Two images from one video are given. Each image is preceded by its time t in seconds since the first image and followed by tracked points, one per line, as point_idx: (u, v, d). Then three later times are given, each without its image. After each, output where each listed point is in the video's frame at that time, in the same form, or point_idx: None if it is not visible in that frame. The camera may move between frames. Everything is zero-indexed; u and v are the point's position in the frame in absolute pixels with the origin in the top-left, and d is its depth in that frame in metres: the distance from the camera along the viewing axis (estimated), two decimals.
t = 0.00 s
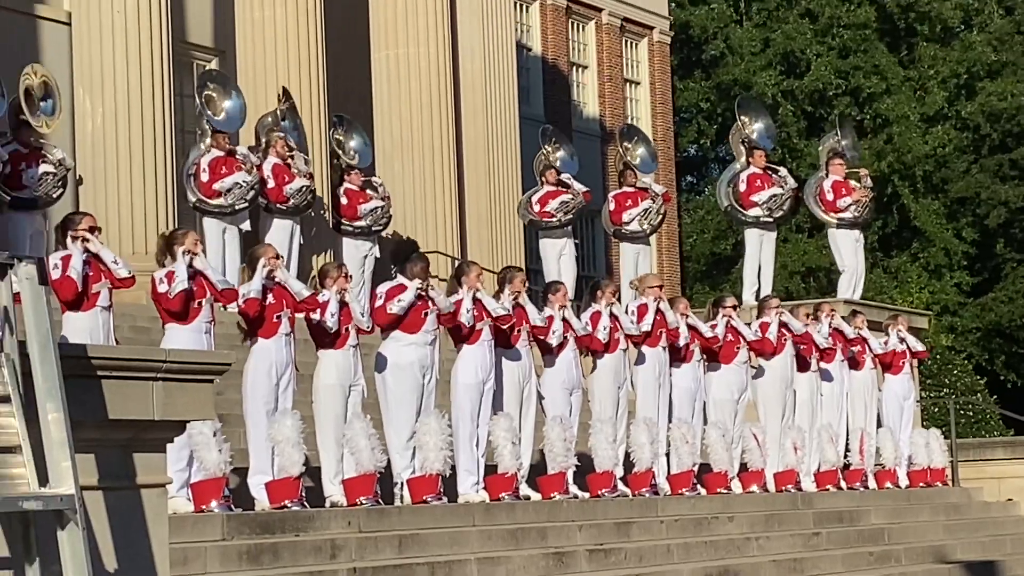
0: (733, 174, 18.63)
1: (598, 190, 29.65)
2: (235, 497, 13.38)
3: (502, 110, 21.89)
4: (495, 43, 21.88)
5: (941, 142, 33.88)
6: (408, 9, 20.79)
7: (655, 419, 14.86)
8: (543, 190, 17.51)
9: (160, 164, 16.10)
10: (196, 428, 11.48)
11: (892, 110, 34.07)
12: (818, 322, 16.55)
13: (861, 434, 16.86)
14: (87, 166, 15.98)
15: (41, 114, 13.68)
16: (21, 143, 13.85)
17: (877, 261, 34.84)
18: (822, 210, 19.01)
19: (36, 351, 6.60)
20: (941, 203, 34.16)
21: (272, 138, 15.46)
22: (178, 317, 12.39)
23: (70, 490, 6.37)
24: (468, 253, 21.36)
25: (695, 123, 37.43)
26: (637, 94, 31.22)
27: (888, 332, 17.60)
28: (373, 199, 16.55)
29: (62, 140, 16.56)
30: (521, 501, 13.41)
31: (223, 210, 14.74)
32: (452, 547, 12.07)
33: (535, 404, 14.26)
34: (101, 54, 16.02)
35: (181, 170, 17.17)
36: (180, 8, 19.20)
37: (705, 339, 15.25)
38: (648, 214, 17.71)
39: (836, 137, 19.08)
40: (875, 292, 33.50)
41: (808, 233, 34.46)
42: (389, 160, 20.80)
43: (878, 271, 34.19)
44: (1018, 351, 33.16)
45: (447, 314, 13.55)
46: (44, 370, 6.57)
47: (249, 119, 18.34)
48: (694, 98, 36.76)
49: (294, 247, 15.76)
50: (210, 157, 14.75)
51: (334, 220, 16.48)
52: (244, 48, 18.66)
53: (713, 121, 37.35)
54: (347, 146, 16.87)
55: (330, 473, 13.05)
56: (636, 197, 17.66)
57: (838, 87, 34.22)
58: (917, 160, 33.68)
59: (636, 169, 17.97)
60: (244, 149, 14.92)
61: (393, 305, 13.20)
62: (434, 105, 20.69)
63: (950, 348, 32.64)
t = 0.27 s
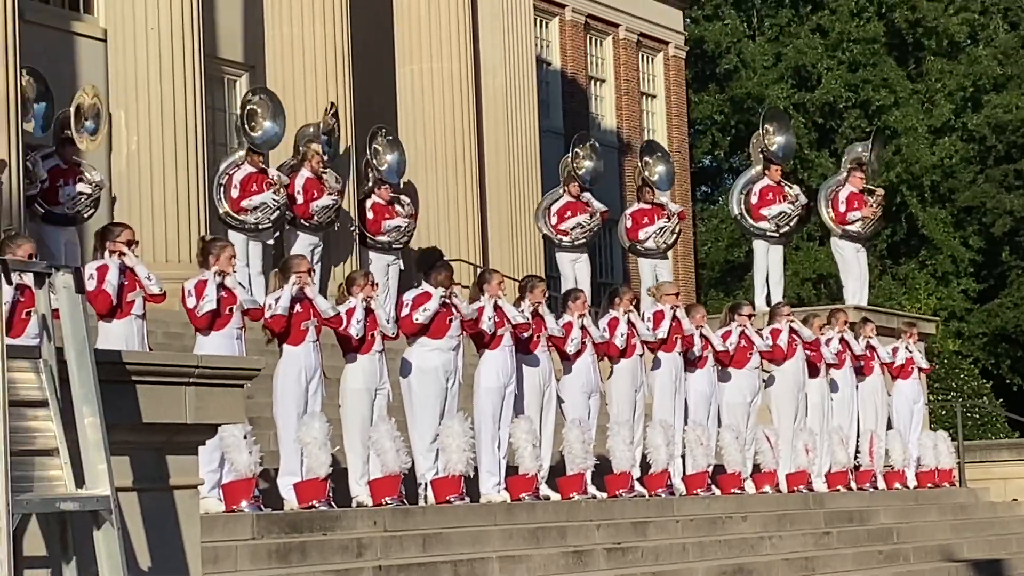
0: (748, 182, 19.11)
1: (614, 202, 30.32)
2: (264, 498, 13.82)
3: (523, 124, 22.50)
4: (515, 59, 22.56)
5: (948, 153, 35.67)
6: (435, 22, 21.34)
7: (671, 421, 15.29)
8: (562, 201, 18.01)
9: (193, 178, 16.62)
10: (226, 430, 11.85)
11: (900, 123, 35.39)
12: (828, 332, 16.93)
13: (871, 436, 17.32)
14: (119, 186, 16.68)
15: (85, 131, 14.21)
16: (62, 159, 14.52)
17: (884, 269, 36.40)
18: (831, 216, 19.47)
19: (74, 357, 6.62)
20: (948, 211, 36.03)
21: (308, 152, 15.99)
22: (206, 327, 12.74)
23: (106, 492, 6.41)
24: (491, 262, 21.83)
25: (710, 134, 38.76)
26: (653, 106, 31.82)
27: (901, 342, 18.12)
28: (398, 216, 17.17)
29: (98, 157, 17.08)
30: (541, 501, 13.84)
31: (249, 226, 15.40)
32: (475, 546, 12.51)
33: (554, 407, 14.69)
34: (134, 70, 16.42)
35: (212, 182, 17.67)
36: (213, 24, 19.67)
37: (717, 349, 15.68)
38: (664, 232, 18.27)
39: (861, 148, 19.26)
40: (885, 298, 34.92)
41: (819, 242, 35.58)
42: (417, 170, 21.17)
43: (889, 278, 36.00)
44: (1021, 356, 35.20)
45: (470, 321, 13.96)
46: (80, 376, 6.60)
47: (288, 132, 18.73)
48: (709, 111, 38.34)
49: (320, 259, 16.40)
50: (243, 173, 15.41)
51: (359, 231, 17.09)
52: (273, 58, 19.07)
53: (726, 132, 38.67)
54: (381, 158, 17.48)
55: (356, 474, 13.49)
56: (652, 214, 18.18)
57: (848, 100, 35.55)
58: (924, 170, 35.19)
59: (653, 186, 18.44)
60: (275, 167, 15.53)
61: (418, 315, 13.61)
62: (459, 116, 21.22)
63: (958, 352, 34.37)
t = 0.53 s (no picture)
0: (757, 195, 19.63)
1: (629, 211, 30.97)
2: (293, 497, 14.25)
3: (540, 138, 23.10)
4: (534, 75, 23.16)
5: (952, 164, 36.20)
6: (457, 38, 21.86)
7: (685, 422, 15.84)
8: (579, 210, 18.68)
9: (223, 186, 17.15)
10: (257, 432, 12.23)
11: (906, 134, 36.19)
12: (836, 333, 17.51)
13: (877, 437, 17.88)
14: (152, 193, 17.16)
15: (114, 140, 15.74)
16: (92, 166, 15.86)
17: (891, 275, 37.31)
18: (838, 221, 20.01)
19: (109, 364, 6.58)
20: (952, 221, 36.42)
21: (331, 162, 16.61)
22: (240, 329, 13.31)
23: (141, 493, 6.35)
24: (511, 271, 22.38)
25: (722, 146, 39.78)
26: (667, 119, 32.51)
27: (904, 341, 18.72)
28: (422, 220, 17.70)
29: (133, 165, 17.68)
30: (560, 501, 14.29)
31: (281, 229, 15.91)
32: (496, 543, 13.00)
33: (572, 409, 15.17)
34: (170, 82, 17.02)
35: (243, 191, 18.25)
36: (243, 41, 20.21)
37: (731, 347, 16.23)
38: (678, 231, 18.75)
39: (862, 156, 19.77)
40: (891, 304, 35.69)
41: (828, 250, 36.41)
42: (437, 182, 21.77)
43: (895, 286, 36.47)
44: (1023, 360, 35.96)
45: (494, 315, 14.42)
46: (117, 381, 6.57)
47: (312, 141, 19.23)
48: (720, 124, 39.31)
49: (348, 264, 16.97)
50: (269, 181, 16.00)
51: (384, 237, 17.64)
52: (302, 66, 19.34)
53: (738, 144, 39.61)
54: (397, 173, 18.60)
55: (380, 474, 13.75)
56: (666, 216, 18.69)
57: (855, 113, 36.45)
58: (929, 180, 35.97)
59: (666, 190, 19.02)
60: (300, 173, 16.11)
61: (446, 298, 14.06)
62: (479, 128, 21.78)
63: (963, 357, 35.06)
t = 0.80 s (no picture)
0: (771, 205, 19.89)
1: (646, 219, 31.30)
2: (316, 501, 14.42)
3: (561, 146, 23.38)
4: (554, 83, 23.41)
5: (964, 173, 36.57)
6: (477, 50, 22.20)
7: (701, 428, 16.09)
8: (597, 218, 18.86)
9: (248, 195, 17.41)
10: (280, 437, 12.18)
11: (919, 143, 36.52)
12: (851, 339, 17.79)
13: (891, 441, 18.12)
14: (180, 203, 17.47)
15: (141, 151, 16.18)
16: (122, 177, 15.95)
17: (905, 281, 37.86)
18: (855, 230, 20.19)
19: (137, 372, 6.59)
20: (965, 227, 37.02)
21: (350, 172, 16.93)
22: (264, 335, 13.59)
23: (168, 498, 6.37)
24: (531, 277, 22.65)
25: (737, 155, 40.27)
26: (684, 129, 32.85)
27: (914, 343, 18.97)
28: (443, 228, 17.97)
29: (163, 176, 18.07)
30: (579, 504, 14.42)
31: (306, 237, 16.17)
32: (516, 545, 13.24)
33: (590, 414, 15.45)
34: (199, 94, 17.44)
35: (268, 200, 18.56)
36: (269, 52, 20.46)
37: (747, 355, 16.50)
38: (696, 238, 19.00)
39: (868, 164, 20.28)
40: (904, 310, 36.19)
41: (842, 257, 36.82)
42: (458, 189, 22.15)
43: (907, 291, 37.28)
44: None
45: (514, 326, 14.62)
46: (144, 387, 6.59)
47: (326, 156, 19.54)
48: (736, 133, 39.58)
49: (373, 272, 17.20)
50: (293, 190, 16.26)
51: (406, 245, 17.95)
52: (325, 76, 19.75)
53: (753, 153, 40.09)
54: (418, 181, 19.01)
55: (402, 477, 13.99)
56: (683, 224, 18.96)
57: (869, 122, 36.67)
58: (942, 189, 36.30)
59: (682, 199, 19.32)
60: (324, 182, 16.34)
61: (468, 310, 14.28)
62: (498, 138, 22.08)
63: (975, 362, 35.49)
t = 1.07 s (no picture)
0: (786, 209, 20.18)
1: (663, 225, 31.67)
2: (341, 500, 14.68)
3: (579, 155, 23.76)
4: (571, 92, 23.80)
5: (975, 181, 36.78)
6: (496, 60, 22.61)
7: (717, 429, 16.39)
8: (618, 225, 19.22)
9: (276, 203, 17.83)
10: (304, 440, 12.41)
11: (930, 152, 37.08)
12: (864, 346, 18.13)
13: (903, 444, 18.43)
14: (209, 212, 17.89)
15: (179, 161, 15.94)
16: (160, 187, 15.90)
17: (915, 288, 38.30)
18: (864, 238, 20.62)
19: (165, 376, 6.88)
20: (975, 235, 37.44)
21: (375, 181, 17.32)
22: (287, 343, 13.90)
23: (195, 498, 6.67)
24: (550, 283, 23.03)
25: (752, 164, 40.79)
26: (699, 138, 33.24)
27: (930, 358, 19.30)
28: (466, 239, 18.28)
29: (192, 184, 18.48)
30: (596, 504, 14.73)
31: (327, 250, 16.62)
32: (536, 545, 13.57)
33: (608, 416, 15.74)
34: (226, 107, 17.82)
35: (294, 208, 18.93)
36: (295, 65, 20.85)
37: (761, 361, 16.85)
38: (711, 248, 19.33)
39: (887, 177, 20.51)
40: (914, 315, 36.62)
41: (854, 262, 37.21)
42: (479, 196, 22.48)
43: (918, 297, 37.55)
44: None
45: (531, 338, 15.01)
46: (172, 391, 6.86)
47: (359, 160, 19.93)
48: (751, 142, 40.31)
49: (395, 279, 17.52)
50: (319, 202, 16.76)
51: (429, 252, 18.27)
52: (349, 89, 20.13)
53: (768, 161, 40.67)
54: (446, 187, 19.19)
55: (425, 478, 14.31)
56: (699, 234, 19.23)
57: (881, 131, 37.67)
58: (952, 196, 36.87)
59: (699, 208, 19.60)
60: (348, 197, 16.82)
61: (483, 338, 14.63)
62: (518, 147, 22.49)
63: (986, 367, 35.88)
